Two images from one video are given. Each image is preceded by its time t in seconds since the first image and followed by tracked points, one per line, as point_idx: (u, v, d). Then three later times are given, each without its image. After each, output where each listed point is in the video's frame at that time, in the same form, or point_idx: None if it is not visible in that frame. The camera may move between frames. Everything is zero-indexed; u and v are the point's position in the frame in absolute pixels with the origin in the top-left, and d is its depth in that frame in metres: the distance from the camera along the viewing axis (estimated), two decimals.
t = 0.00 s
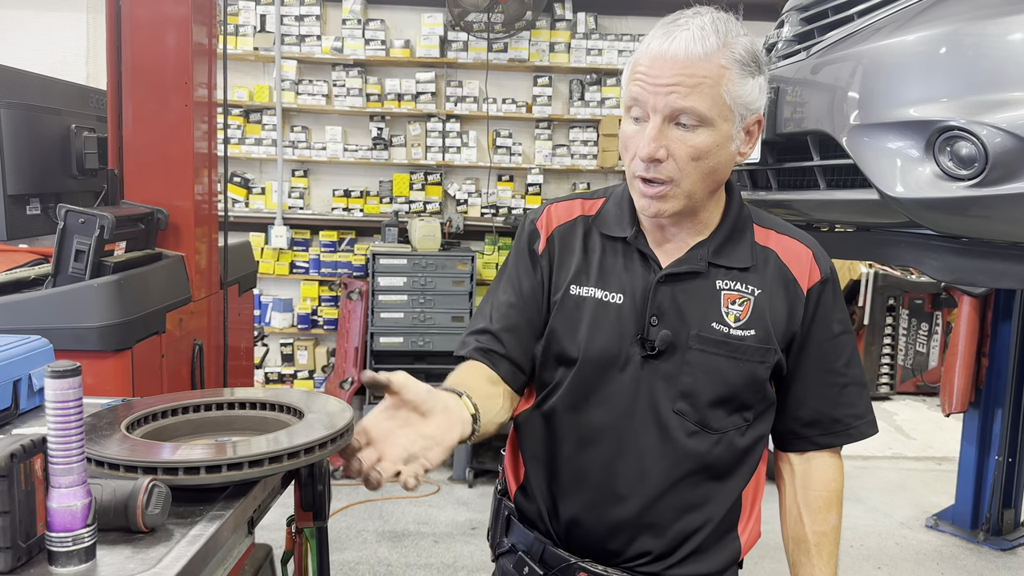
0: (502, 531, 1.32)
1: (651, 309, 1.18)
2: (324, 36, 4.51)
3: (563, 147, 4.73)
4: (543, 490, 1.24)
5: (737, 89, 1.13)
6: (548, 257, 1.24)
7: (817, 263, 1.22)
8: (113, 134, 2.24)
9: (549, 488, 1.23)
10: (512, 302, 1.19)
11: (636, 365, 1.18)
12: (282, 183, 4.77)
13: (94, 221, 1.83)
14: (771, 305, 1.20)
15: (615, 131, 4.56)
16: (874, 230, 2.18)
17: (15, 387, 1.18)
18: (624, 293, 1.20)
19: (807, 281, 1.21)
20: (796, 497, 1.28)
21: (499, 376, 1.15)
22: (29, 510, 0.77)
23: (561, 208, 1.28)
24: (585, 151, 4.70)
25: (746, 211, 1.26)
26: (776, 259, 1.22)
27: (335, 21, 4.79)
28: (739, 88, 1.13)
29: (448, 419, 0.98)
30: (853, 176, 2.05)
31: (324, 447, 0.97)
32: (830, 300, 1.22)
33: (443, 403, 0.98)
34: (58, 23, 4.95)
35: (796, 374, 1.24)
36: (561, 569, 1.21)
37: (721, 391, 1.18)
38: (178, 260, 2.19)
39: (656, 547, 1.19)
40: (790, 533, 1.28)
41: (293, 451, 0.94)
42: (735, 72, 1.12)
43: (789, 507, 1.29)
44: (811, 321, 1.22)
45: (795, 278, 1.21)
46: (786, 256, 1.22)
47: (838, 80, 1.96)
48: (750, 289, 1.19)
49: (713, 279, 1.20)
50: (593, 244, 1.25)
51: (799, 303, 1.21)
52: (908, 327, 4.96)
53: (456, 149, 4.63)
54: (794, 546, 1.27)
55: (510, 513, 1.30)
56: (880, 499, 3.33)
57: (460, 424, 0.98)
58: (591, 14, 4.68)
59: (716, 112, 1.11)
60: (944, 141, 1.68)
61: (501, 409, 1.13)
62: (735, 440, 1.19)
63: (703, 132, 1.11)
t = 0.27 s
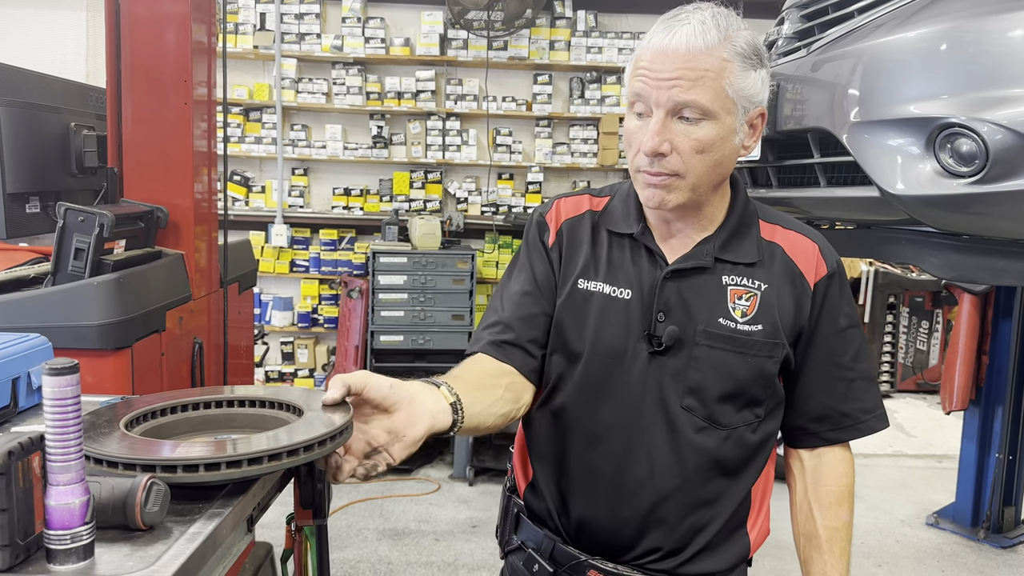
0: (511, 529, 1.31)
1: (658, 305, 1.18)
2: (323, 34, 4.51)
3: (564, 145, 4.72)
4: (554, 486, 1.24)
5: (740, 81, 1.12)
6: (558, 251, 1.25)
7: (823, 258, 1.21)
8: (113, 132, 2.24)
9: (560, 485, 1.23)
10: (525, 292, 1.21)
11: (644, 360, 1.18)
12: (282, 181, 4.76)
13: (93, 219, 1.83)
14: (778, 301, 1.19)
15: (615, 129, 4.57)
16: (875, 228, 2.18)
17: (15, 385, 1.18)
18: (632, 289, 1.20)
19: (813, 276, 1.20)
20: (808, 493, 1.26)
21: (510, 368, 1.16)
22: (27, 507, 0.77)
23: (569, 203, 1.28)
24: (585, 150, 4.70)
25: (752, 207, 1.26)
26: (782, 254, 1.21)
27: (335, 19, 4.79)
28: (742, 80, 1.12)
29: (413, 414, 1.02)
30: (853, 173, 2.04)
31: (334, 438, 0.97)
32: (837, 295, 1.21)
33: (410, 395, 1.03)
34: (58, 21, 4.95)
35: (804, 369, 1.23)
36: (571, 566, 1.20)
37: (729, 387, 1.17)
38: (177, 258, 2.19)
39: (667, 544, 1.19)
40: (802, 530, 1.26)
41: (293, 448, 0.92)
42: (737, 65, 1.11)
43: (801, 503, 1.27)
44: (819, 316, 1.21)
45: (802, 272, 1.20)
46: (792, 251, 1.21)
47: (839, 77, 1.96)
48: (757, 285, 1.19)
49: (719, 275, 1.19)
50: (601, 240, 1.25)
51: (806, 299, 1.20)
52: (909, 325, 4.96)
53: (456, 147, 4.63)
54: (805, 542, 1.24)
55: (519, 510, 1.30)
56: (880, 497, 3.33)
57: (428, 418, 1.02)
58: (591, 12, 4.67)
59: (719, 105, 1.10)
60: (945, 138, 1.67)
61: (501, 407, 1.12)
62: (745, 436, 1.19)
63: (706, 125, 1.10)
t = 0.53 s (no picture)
0: (516, 528, 1.31)
1: (663, 304, 1.18)
2: (324, 33, 4.51)
3: (564, 143, 4.72)
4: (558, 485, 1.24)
5: (748, 78, 1.12)
6: (563, 248, 1.24)
7: (828, 257, 1.21)
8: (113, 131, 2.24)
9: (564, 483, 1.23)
10: (532, 288, 1.21)
11: (649, 359, 1.18)
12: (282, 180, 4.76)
13: (94, 218, 1.83)
14: (784, 300, 1.19)
15: (615, 128, 4.58)
16: (876, 227, 2.18)
17: (15, 384, 1.18)
18: (637, 287, 1.20)
19: (819, 275, 1.20)
20: (811, 492, 1.26)
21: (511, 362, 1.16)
22: (28, 506, 0.77)
23: (573, 201, 1.28)
24: (585, 148, 4.70)
25: (757, 206, 1.25)
26: (787, 253, 1.21)
27: (335, 18, 4.78)
28: (751, 77, 1.12)
29: (405, 409, 1.01)
30: (855, 171, 2.04)
31: (334, 438, 0.97)
32: (842, 295, 1.20)
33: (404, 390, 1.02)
34: (58, 20, 4.95)
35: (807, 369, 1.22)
36: (576, 565, 1.21)
37: (734, 386, 1.17)
38: (178, 257, 2.19)
39: (671, 544, 1.19)
40: (805, 529, 1.26)
41: (294, 447, 0.92)
42: (746, 61, 1.12)
43: (805, 503, 1.27)
44: (823, 315, 1.21)
45: (807, 271, 1.20)
46: (797, 251, 1.21)
47: (839, 75, 1.96)
48: (762, 284, 1.19)
49: (724, 273, 1.19)
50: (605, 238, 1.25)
51: (812, 298, 1.20)
52: (909, 324, 4.96)
53: (456, 146, 4.63)
54: (808, 542, 1.25)
55: (523, 509, 1.30)
56: (881, 495, 3.33)
57: (421, 412, 1.00)
58: (592, 10, 4.66)
59: (729, 101, 1.10)
60: (947, 136, 1.67)
61: (502, 402, 1.10)
62: (749, 436, 1.18)
63: (717, 122, 1.10)
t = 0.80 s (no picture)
0: (517, 529, 1.31)
1: (664, 303, 1.18)
2: (324, 31, 4.51)
3: (564, 142, 4.72)
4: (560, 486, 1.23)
5: (759, 67, 1.13)
6: (561, 249, 1.24)
7: (828, 253, 1.21)
8: (113, 131, 2.24)
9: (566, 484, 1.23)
10: (530, 290, 1.20)
11: (651, 359, 1.17)
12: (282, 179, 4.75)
13: (94, 217, 1.83)
14: (784, 297, 1.19)
15: (615, 126, 4.59)
16: (877, 225, 2.17)
17: (15, 383, 1.18)
18: (637, 287, 1.20)
19: (818, 271, 1.20)
20: (811, 487, 1.26)
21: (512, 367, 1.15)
22: (27, 505, 0.77)
23: (571, 201, 1.28)
24: (586, 147, 4.69)
25: (756, 203, 1.25)
26: (787, 250, 1.20)
27: (335, 17, 4.78)
28: (762, 66, 1.13)
29: (405, 410, 1.00)
30: (856, 169, 2.03)
31: (334, 437, 0.97)
32: (842, 291, 1.20)
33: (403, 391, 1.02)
34: (59, 19, 4.95)
35: (808, 365, 1.22)
36: (578, 565, 1.21)
37: (737, 385, 1.17)
38: (178, 256, 2.19)
39: (676, 543, 1.19)
40: (805, 524, 1.26)
41: (294, 446, 0.92)
42: (755, 51, 1.12)
43: (804, 498, 1.27)
44: (824, 311, 1.20)
45: (807, 268, 1.20)
46: (797, 247, 1.21)
47: (840, 73, 1.96)
48: (762, 281, 1.18)
49: (725, 271, 1.19)
50: (604, 237, 1.24)
51: (812, 295, 1.20)
52: (910, 323, 4.96)
53: (456, 144, 4.63)
54: (809, 537, 1.25)
55: (525, 509, 1.30)
56: (882, 494, 3.33)
57: (420, 413, 0.99)
58: (592, 9, 4.66)
59: (748, 90, 1.11)
60: (948, 134, 1.67)
61: (502, 405, 1.10)
62: (752, 434, 1.18)
63: (740, 111, 1.11)
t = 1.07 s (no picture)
0: (517, 529, 1.31)
1: (662, 302, 1.17)
2: (324, 30, 4.51)
3: (565, 141, 4.71)
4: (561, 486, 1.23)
5: (750, 63, 1.14)
6: (556, 250, 1.24)
7: (824, 249, 1.21)
8: (113, 130, 2.23)
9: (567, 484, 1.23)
10: (527, 292, 1.20)
11: (649, 358, 1.17)
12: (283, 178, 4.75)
13: (94, 216, 1.83)
14: (782, 293, 1.19)
15: (616, 126, 4.59)
16: (878, 224, 2.17)
17: (15, 382, 1.18)
18: (634, 286, 1.20)
19: (815, 266, 1.20)
20: (810, 482, 1.26)
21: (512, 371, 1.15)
22: (27, 504, 0.76)
23: (567, 201, 1.28)
24: (586, 146, 4.69)
25: (751, 199, 1.25)
26: (783, 246, 1.21)
27: (335, 16, 4.78)
28: (751, 60, 1.14)
29: (405, 410, 1.00)
30: (857, 168, 2.03)
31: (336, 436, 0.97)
32: (840, 287, 1.20)
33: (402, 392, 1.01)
34: (59, 18, 4.95)
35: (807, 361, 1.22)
36: (580, 565, 1.21)
37: (736, 382, 1.17)
38: (178, 254, 2.19)
39: (678, 542, 1.18)
40: (805, 520, 1.26)
41: (295, 444, 0.92)
42: (745, 47, 1.13)
43: (804, 493, 1.27)
44: (822, 307, 1.20)
45: (803, 263, 1.20)
46: (793, 242, 1.21)
47: (841, 72, 1.95)
48: (759, 277, 1.18)
49: (722, 269, 1.19)
50: (599, 237, 1.24)
51: (809, 292, 1.19)
52: (910, 322, 4.96)
53: (457, 143, 4.63)
54: (808, 533, 1.24)
55: (526, 509, 1.30)
56: (882, 493, 3.33)
57: (419, 414, 0.99)
58: (593, 7, 4.65)
59: (742, 85, 1.11)
60: (949, 132, 1.67)
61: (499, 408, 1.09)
62: (752, 432, 1.18)
63: (735, 107, 1.11)
